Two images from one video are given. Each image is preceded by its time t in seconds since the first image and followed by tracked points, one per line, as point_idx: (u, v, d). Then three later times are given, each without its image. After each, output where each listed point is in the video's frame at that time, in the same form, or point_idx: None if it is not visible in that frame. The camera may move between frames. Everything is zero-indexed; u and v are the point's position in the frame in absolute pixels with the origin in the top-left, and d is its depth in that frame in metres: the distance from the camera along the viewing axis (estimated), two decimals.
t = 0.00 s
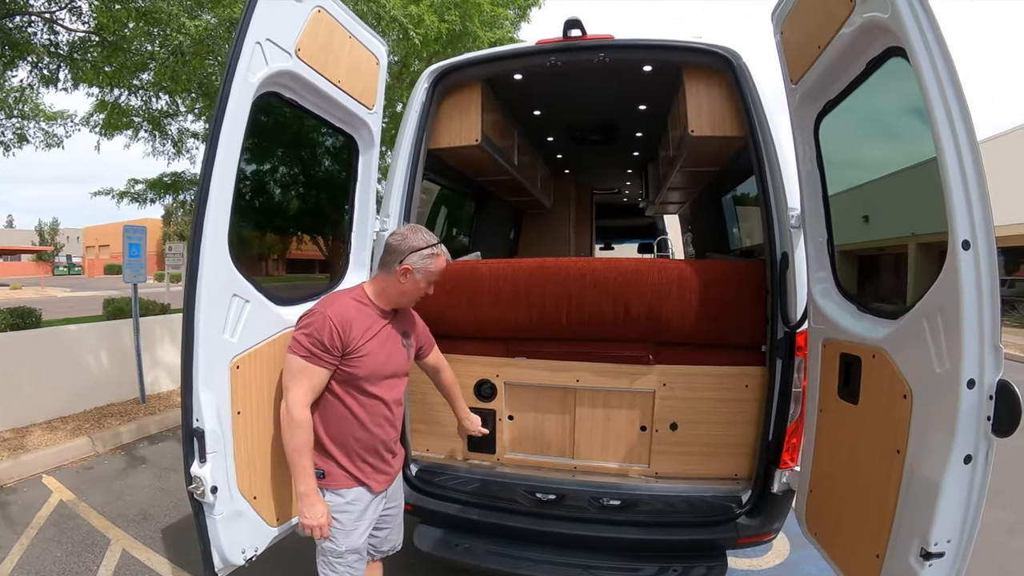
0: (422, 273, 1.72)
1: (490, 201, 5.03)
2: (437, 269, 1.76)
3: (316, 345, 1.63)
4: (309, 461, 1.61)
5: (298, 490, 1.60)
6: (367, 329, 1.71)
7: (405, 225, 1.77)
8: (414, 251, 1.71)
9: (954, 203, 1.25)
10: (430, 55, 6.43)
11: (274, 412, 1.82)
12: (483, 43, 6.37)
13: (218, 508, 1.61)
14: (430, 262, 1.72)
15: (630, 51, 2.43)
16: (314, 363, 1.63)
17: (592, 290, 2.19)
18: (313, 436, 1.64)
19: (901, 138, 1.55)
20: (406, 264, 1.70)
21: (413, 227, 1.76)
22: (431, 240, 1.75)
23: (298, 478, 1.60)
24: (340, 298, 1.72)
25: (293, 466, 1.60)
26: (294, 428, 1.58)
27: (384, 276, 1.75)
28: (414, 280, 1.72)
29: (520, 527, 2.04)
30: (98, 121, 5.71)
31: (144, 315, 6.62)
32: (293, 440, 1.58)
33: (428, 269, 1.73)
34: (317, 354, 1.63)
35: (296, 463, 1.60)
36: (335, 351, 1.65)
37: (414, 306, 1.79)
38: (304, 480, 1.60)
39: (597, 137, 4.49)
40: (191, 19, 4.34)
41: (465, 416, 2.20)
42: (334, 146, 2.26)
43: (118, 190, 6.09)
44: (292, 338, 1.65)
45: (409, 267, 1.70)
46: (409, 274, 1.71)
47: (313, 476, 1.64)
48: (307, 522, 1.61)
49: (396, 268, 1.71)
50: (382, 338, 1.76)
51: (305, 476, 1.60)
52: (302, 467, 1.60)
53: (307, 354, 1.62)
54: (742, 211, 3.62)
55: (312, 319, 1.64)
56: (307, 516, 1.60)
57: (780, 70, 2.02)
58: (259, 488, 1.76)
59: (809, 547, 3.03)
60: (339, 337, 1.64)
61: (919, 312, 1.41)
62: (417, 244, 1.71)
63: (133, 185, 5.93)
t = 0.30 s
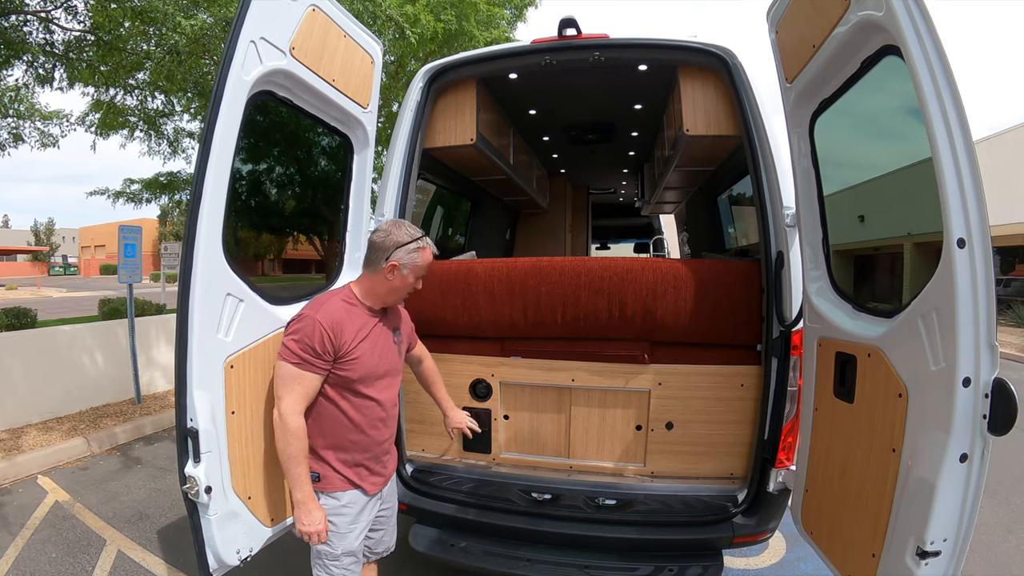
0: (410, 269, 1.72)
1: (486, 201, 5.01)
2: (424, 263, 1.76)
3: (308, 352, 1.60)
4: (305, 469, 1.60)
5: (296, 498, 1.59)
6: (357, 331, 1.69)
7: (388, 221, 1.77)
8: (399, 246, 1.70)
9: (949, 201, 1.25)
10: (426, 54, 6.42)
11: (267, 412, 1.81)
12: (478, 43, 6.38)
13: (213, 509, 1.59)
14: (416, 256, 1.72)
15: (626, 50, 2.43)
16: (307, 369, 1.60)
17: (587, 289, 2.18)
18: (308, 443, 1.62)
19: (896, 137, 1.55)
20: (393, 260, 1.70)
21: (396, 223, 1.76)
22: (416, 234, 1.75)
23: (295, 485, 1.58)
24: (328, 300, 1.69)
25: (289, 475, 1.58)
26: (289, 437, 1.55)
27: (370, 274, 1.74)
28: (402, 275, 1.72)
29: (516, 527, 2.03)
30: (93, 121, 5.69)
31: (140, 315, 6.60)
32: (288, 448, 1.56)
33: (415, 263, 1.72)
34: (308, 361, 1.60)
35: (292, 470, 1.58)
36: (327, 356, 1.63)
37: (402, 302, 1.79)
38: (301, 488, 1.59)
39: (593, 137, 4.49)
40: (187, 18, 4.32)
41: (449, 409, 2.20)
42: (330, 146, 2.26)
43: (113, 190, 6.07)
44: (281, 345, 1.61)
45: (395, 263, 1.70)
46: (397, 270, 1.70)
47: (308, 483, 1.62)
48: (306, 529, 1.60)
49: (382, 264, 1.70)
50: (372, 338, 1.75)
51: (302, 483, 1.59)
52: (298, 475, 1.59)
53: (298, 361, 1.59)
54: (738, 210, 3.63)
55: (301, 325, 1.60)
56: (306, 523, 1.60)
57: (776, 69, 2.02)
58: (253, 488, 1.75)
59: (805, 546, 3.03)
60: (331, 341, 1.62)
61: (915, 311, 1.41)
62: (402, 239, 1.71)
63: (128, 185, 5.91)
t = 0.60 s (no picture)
0: (399, 263, 1.71)
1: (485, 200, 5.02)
2: (412, 256, 1.75)
3: (308, 362, 1.58)
4: (321, 479, 1.60)
5: (316, 509, 1.59)
6: (353, 335, 1.68)
7: (373, 215, 1.75)
8: (386, 241, 1.69)
9: (949, 200, 1.25)
10: (424, 54, 6.42)
11: (269, 411, 1.81)
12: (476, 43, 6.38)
13: (215, 509, 1.59)
14: (404, 249, 1.72)
15: (627, 50, 2.44)
16: (309, 380, 1.59)
17: (588, 288, 2.19)
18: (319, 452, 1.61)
19: (894, 136, 1.56)
20: (380, 255, 1.69)
21: (382, 216, 1.75)
22: (402, 227, 1.74)
23: (315, 498, 1.59)
24: (321, 305, 1.67)
25: (305, 487, 1.58)
26: (299, 448, 1.55)
27: (360, 273, 1.73)
28: (392, 271, 1.71)
29: (517, 526, 2.03)
30: (90, 120, 5.66)
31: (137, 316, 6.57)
32: (302, 461, 1.55)
33: (404, 257, 1.72)
34: (309, 372, 1.59)
35: (309, 482, 1.58)
36: (328, 364, 1.62)
37: (395, 298, 1.79)
38: (320, 499, 1.59)
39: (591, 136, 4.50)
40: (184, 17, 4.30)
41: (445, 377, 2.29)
42: (328, 145, 2.25)
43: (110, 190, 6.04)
44: (280, 359, 1.59)
45: (383, 258, 1.69)
46: (385, 265, 1.69)
47: (327, 493, 1.62)
48: (331, 539, 1.62)
49: (370, 261, 1.69)
50: (368, 339, 1.74)
51: (320, 493, 1.59)
52: (315, 485, 1.59)
53: (299, 372, 1.58)
54: (736, 210, 3.64)
55: (299, 337, 1.58)
56: (329, 532, 1.61)
57: (776, 68, 2.03)
58: (255, 488, 1.75)
59: (805, 545, 3.04)
60: (330, 349, 1.61)
61: (916, 309, 1.41)
62: (389, 233, 1.70)
63: (125, 185, 5.88)
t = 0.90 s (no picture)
0: (393, 261, 1.70)
1: (483, 200, 5.03)
2: (406, 253, 1.74)
3: (304, 364, 1.58)
4: (320, 483, 1.59)
5: (314, 514, 1.59)
6: (351, 336, 1.68)
7: (366, 213, 1.74)
8: (378, 239, 1.68)
9: (947, 199, 1.26)
10: (422, 53, 6.41)
11: (269, 411, 1.80)
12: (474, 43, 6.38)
13: (216, 510, 1.59)
14: (398, 246, 1.70)
15: (627, 50, 2.44)
16: (305, 382, 1.59)
17: (588, 288, 2.19)
18: (319, 455, 1.61)
19: (892, 136, 1.57)
20: (374, 254, 1.68)
21: (375, 213, 1.73)
22: (395, 224, 1.73)
23: (313, 503, 1.58)
24: (318, 306, 1.67)
25: (304, 491, 1.57)
26: (297, 451, 1.54)
27: (355, 272, 1.72)
28: (386, 269, 1.70)
29: (517, 525, 2.03)
30: (86, 120, 5.63)
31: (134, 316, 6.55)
32: (301, 463, 1.55)
33: (398, 254, 1.70)
34: (306, 374, 1.58)
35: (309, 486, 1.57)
36: (325, 366, 1.61)
37: (391, 296, 1.78)
38: (319, 503, 1.59)
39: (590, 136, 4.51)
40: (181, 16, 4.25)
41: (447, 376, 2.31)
42: (325, 145, 2.23)
43: (107, 190, 6.01)
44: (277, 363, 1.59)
45: (377, 257, 1.68)
46: (379, 264, 1.69)
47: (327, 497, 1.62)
48: (330, 543, 1.61)
49: (364, 260, 1.69)
50: (366, 339, 1.74)
51: (319, 497, 1.59)
52: (315, 488, 1.58)
53: (296, 375, 1.58)
54: (733, 210, 3.66)
55: (294, 340, 1.58)
56: (327, 537, 1.60)
57: (775, 69, 2.03)
58: (256, 489, 1.74)
59: (803, 543, 3.05)
60: (327, 351, 1.61)
61: (915, 308, 1.42)
62: (381, 230, 1.69)
63: (122, 185, 5.85)
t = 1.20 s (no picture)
0: (396, 261, 1.68)
1: (480, 200, 5.03)
2: (411, 253, 1.71)
3: (304, 362, 1.58)
4: (312, 483, 1.58)
5: (302, 514, 1.58)
6: (351, 334, 1.67)
7: (371, 213, 1.73)
8: (381, 239, 1.66)
9: (945, 199, 1.27)
10: (419, 53, 6.40)
11: (270, 410, 1.81)
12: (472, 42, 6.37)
13: (215, 511, 1.59)
14: (401, 246, 1.68)
15: (625, 50, 2.44)
16: (304, 380, 1.59)
17: (587, 287, 2.19)
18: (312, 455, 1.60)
19: (889, 137, 1.58)
20: (377, 255, 1.66)
21: (378, 213, 1.72)
22: (399, 224, 1.71)
23: (302, 503, 1.57)
24: (320, 305, 1.67)
25: (296, 491, 1.57)
26: (292, 450, 1.54)
27: (359, 273, 1.72)
28: (389, 269, 1.68)
29: (516, 525, 2.04)
30: (83, 120, 5.61)
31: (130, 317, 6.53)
32: (294, 462, 1.54)
33: (402, 255, 1.68)
34: (305, 372, 1.58)
35: (301, 486, 1.57)
36: (325, 365, 1.61)
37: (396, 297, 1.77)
38: (307, 503, 1.58)
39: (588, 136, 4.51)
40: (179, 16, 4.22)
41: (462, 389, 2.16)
42: (322, 144, 2.22)
43: (103, 190, 5.98)
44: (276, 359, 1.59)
45: (380, 258, 1.66)
46: (382, 265, 1.67)
47: (315, 498, 1.61)
48: (318, 544, 1.60)
49: (367, 260, 1.68)
50: (368, 339, 1.73)
51: (308, 498, 1.58)
52: (304, 489, 1.57)
53: (295, 372, 1.58)
54: (730, 210, 3.66)
55: (294, 336, 1.58)
56: (314, 538, 1.59)
57: (773, 69, 2.04)
58: (255, 489, 1.74)
59: (802, 541, 3.06)
60: (326, 349, 1.60)
61: (913, 307, 1.42)
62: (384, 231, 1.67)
63: (118, 185, 5.83)
